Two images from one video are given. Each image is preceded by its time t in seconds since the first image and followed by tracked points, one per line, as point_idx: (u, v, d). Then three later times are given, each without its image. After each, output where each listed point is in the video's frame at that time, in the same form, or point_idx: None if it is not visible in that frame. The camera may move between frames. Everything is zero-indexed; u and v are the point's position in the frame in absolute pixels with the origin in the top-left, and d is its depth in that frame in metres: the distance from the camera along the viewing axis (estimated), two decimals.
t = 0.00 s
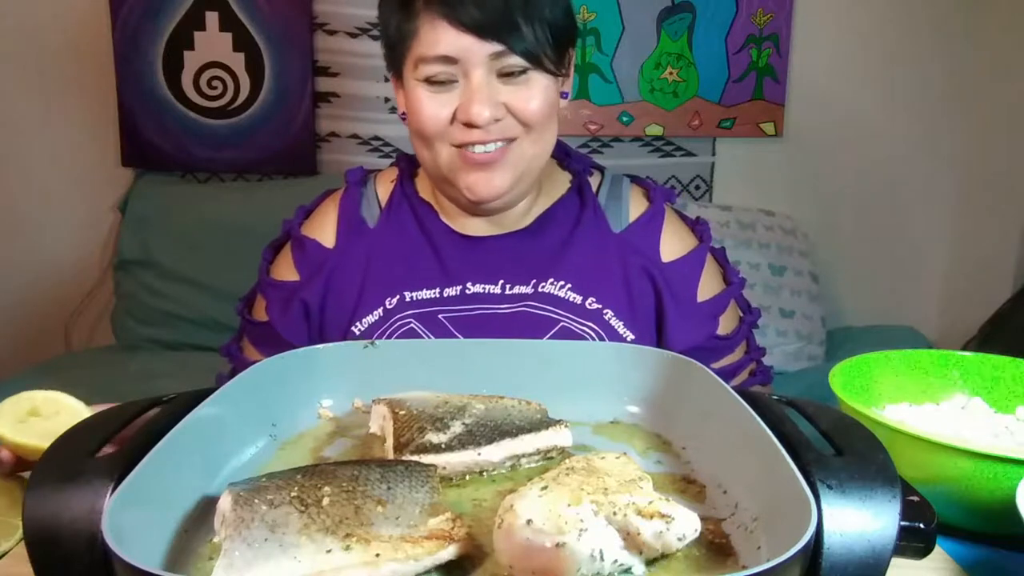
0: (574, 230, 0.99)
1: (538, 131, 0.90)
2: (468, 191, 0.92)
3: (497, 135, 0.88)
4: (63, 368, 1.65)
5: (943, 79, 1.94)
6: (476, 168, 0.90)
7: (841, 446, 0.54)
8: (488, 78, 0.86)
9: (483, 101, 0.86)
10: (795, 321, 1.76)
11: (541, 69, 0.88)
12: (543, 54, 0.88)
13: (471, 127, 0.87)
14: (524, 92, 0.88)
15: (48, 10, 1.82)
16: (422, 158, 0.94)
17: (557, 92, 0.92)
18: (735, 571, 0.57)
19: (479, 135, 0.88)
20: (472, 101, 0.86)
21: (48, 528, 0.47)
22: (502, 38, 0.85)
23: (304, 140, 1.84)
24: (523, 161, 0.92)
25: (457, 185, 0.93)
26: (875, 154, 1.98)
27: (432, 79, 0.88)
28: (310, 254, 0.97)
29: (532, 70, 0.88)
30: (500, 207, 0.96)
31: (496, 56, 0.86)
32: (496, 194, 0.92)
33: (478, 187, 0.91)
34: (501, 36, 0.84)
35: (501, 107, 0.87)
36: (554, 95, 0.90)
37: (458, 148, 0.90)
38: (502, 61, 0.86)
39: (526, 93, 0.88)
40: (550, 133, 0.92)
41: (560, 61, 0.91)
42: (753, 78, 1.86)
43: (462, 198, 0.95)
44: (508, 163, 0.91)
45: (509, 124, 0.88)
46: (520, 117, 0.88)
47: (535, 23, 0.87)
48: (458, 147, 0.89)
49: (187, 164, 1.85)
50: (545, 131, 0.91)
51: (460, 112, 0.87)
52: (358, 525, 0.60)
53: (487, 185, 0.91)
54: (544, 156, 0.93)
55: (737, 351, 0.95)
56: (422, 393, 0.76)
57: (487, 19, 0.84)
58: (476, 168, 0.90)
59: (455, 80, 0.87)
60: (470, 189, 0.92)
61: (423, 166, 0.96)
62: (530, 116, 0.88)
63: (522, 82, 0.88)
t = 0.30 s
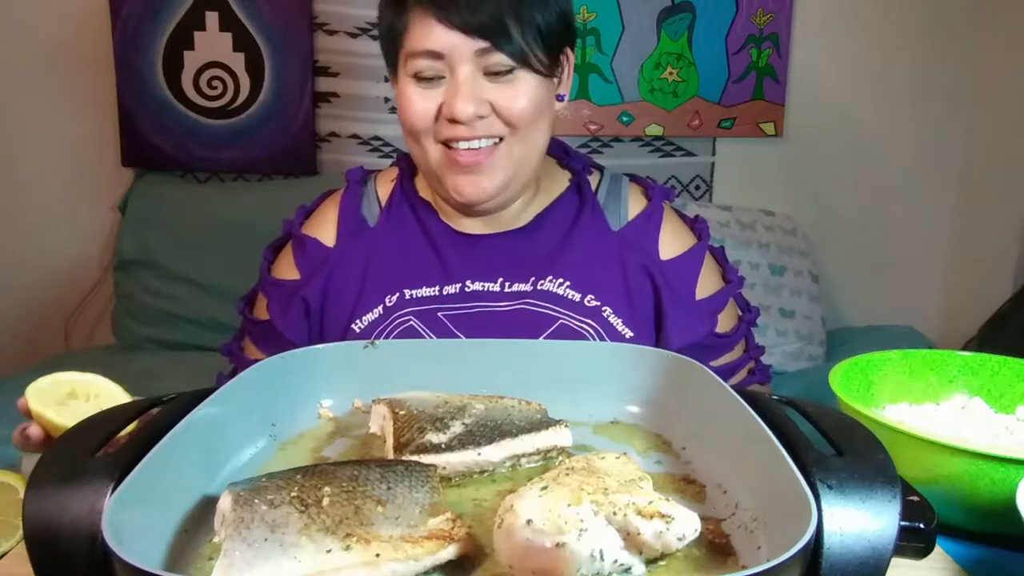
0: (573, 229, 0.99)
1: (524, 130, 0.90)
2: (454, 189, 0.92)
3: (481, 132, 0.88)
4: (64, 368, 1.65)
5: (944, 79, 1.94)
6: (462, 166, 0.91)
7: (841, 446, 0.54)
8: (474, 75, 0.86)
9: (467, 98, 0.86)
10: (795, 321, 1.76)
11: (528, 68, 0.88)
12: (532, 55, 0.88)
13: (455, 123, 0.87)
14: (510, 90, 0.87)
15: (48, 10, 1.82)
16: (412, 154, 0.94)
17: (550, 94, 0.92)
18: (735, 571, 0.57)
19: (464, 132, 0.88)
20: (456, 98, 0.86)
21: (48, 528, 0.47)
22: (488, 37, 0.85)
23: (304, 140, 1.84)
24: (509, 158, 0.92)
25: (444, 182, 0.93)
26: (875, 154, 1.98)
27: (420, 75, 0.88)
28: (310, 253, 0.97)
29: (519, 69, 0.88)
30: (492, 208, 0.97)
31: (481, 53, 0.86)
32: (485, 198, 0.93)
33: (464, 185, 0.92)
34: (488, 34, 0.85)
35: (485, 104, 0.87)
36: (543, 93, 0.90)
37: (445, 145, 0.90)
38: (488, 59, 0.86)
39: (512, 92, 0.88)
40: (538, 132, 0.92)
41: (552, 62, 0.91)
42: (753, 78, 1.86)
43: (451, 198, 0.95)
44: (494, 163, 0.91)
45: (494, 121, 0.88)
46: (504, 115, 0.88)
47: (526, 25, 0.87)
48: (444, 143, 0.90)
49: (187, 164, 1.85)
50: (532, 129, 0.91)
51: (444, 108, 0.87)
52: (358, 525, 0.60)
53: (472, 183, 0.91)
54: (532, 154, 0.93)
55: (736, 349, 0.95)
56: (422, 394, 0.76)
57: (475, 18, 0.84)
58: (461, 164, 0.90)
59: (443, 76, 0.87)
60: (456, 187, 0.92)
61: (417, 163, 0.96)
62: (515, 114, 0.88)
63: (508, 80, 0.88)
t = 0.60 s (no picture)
0: (571, 229, 0.99)
1: (527, 127, 0.90)
2: (455, 180, 0.92)
3: (486, 126, 0.88)
4: (63, 368, 1.66)
5: (944, 79, 1.94)
6: (464, 158, 0.91)
7: (841, 446, 0.54)
8: (481, 69, 0.87)
9: (473, 91, 0.86)
10: (794, 321, 1.76)
11: (534, 65, 0.88)
12: (539, 52, 0.88)
13: (460, 116, 0.87)
14: (516, 86, 0.88)
15: (48, 10, 1.82)
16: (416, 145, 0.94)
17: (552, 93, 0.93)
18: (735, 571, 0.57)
19: (469, 125, 0.88)
20: (462, 92, 0.86)
21: (48, 528, 0.47)
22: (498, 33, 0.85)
23: (304, 140, 1.84)
24: (511, 152, 0.92)
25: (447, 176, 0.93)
26: (875, 154, 1.98)
27: (429, 68, 0.88)
28: (313, 246, 0.97)
29: (526, 66, 0.88)
30: (495, 201, 0.96)
31: (490, 49, 0.86)
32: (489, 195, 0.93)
33: (465, 177, 0.91)
34: (497, 31, 0.85)
35: (490, 98, 0.87)
36: (548, 91, 0.90)
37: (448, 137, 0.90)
38: (496, 55, 0.87)
39: (518, 88, 0.88)
40: (541, 129, 0.92)
41: (557, 61, 0.91)
42: (753, 78, 1.86)
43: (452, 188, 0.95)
44: (496, 156, 0.91)
45: (498, 116, 0.88)
46: (509, 110, 0.88)
47: (536, 23, 0.87)
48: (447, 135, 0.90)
49: (187, 164, 1.85)
50: (537, 126, 0.91)
51: (450, 101, 0.87)
52: (358, 525, 0.60)
53: (473, 176, 0.91)
54: (535, 150, 0.93)
55: (733, 348, 0.95)
56: (422, 393, 0.76)
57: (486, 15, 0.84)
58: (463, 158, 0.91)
59: (450, 69, 0.88)
60: (457, 179, 0.92)
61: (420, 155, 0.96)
62: (520, 110, 0.88)
63: (515, 76, 0.88)
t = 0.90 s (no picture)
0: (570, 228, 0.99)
1: (537, 125, 0.90)
2: (466, 175, 0.92)
3: (498, 125, 0.88)
4: (63, 368, 1.66)
5: (944, 79, 1.94)
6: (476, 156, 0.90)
7: (841, 446, 0.54)
8: (494, 69, 0.87)
9: (486, 91, 0.86)
10: (794, 321, 1.76)
11: (544, 64, 0.89)
12: (548, 52, 0.88)
13: (473, 115, 0.87)
14: (528, 85, 0.88)
15: (48, 10, 1.82)
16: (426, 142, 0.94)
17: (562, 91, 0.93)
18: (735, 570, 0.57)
19: (481, 124, 0.88)
20: (476, 91, 0.86)
21: (48, 528, 0.47)
22: (509, 32, 0.86)
23: (304, 140, 1.84)
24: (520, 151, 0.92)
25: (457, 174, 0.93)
26: (875, 154, 1.98)
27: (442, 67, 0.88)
28: (317, 238, 0.97)
29: (536, 65, 0.89)
30: (501, 193, 0.96)
31: (502, 48, 0.87)
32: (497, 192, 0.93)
33: (476, 173, 0.91)
34: (509, 30, 0.85)
35: (503, 98, 0.87)
36: (558, 92, 0.91)
37: (460, 136, 0.89)
38: (508, 54, 0.87)
39: (529, 87, 0.88)
40: (549, 128, 0.92)
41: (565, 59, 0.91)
42: (753, 78, 1.86)
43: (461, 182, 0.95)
44: (505, 153, 0.91)
45: (511, 115, 0.88)
46: (521, 110, 0.88)
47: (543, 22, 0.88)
48: (459, 134, 0.89)
49: (187, 164, 1.85)
50: (546, 126, 0.91)
51: (463, 99, 0.87)
52: (359, 525, 0.60)
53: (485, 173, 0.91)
54: (543, 149, 0.94)
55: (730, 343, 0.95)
56: (422, 393, 0.76)
57: (495, 15, 0.85)
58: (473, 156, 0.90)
59: (462, 68, 0.88)
60: (468, 175, 0.92)
61: (429, 150, 0.96)
62: (532, 110, 0.88)
63: (525, 75, 0.88)
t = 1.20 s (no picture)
0: (573, 228, 0.99)
1: (546, 110, 0.91)
2: (472, 161, 0.91)
3: (508, 108, 0.89)
4: (63, 368, 1.66)
5: (944, 80, 1.94)
6: (483, 140, 0.90)
7: (841, 446, 0.54)
8: (504, 52, 0.88)
9: (497, 72, 0.88)
10: (794, 321, 1.76)
11: (553, 50, 0.90)
12: (557, 42, 0.90)
13: (483, 96, 0.88)
14: (538, 69, 0.89)
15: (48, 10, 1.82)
16: (431, 133, 0.94)
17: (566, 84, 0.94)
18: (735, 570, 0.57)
19: (490, 105, 0.89)
20: (486, 72, 0.88)
21: (47, 527, 0.47)
22: (520, 15, 0.87)
23: (304, 140, 1.84)
24: (529, 137, 0.92)
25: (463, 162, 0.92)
26: (875, 154, 1.98)
27: (451, 52, 0.89)
28: (317, 239, 0.97)
29: (546, 50, 0.90)
30: (505, 184, 0.96)
31: (513, 31, 0.88)
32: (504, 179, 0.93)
33: (483, 158, 0.90)
34: (520, 14, 0.87)
35: (513, 80, 0.88)
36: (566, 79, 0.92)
37: (468, 119, 0.90)
38: (518, 38, 0.89)
39: (538, 70, 0.89)
40: (557, 116, 0.93)
41: (570, 53, 0.93)
42: (753, 78, 1.86)
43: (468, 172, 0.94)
44: (513, 139, 0.91)
45: (520, 97, 0.89)
46: (531, 93, 0.89)
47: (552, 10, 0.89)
48: (467, 117, 0.90)
49: (187, 164, 1.85)
50: (554, 113, 0.92)
51: (473, 81, 0.88)
52: (359, 525, 0.60)
53: (492, 158, 0.90)
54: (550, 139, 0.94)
55: (729, 349, 0.95)
56: (422, 394, 0.76)
57: None
58: (481, 140, 0.90)
59: (471, 52, 0.89)
60: (474, 161, 0.91)
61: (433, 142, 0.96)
62: (542, 93, 0.89)
63: (535, 60, 0.90)
